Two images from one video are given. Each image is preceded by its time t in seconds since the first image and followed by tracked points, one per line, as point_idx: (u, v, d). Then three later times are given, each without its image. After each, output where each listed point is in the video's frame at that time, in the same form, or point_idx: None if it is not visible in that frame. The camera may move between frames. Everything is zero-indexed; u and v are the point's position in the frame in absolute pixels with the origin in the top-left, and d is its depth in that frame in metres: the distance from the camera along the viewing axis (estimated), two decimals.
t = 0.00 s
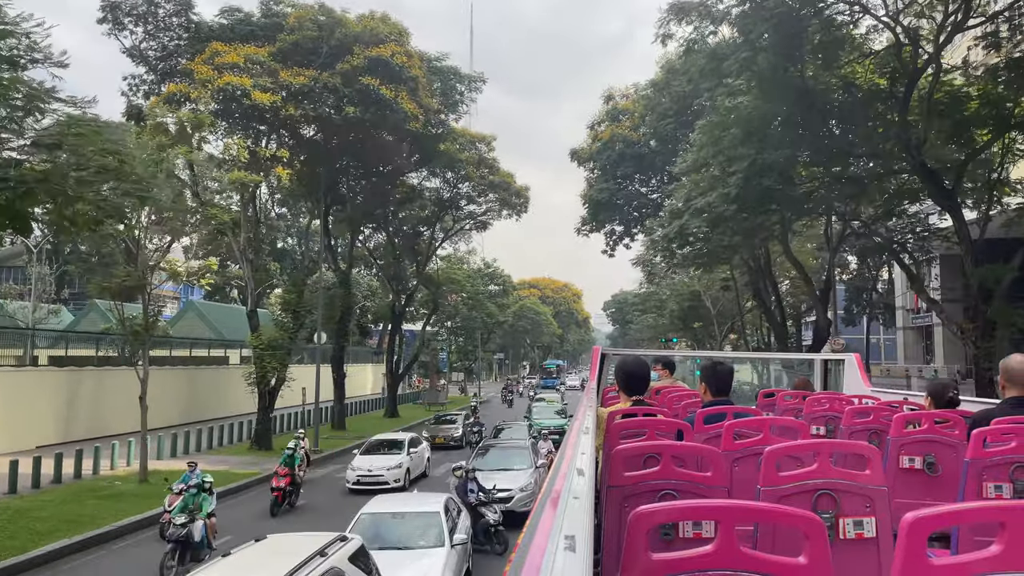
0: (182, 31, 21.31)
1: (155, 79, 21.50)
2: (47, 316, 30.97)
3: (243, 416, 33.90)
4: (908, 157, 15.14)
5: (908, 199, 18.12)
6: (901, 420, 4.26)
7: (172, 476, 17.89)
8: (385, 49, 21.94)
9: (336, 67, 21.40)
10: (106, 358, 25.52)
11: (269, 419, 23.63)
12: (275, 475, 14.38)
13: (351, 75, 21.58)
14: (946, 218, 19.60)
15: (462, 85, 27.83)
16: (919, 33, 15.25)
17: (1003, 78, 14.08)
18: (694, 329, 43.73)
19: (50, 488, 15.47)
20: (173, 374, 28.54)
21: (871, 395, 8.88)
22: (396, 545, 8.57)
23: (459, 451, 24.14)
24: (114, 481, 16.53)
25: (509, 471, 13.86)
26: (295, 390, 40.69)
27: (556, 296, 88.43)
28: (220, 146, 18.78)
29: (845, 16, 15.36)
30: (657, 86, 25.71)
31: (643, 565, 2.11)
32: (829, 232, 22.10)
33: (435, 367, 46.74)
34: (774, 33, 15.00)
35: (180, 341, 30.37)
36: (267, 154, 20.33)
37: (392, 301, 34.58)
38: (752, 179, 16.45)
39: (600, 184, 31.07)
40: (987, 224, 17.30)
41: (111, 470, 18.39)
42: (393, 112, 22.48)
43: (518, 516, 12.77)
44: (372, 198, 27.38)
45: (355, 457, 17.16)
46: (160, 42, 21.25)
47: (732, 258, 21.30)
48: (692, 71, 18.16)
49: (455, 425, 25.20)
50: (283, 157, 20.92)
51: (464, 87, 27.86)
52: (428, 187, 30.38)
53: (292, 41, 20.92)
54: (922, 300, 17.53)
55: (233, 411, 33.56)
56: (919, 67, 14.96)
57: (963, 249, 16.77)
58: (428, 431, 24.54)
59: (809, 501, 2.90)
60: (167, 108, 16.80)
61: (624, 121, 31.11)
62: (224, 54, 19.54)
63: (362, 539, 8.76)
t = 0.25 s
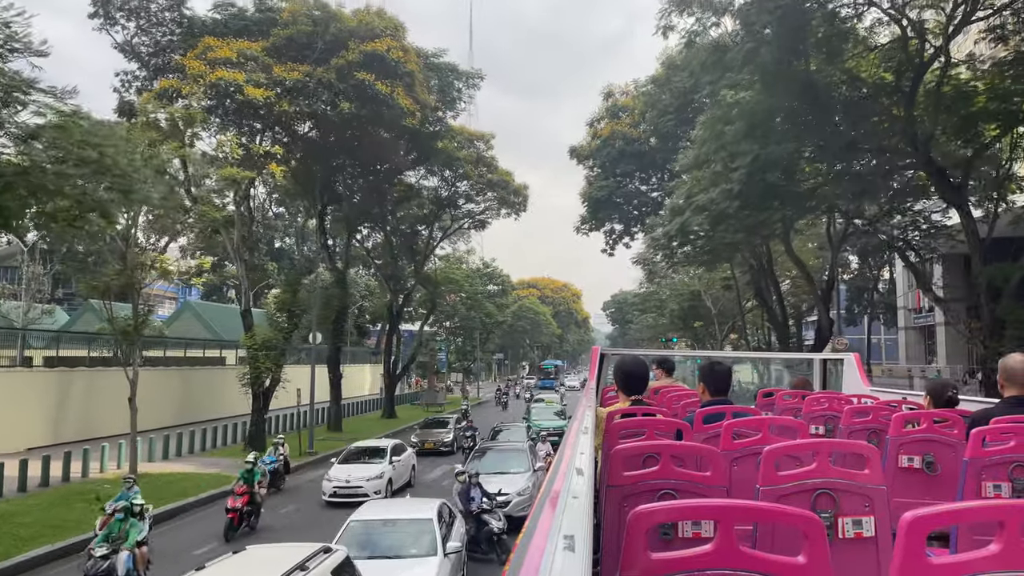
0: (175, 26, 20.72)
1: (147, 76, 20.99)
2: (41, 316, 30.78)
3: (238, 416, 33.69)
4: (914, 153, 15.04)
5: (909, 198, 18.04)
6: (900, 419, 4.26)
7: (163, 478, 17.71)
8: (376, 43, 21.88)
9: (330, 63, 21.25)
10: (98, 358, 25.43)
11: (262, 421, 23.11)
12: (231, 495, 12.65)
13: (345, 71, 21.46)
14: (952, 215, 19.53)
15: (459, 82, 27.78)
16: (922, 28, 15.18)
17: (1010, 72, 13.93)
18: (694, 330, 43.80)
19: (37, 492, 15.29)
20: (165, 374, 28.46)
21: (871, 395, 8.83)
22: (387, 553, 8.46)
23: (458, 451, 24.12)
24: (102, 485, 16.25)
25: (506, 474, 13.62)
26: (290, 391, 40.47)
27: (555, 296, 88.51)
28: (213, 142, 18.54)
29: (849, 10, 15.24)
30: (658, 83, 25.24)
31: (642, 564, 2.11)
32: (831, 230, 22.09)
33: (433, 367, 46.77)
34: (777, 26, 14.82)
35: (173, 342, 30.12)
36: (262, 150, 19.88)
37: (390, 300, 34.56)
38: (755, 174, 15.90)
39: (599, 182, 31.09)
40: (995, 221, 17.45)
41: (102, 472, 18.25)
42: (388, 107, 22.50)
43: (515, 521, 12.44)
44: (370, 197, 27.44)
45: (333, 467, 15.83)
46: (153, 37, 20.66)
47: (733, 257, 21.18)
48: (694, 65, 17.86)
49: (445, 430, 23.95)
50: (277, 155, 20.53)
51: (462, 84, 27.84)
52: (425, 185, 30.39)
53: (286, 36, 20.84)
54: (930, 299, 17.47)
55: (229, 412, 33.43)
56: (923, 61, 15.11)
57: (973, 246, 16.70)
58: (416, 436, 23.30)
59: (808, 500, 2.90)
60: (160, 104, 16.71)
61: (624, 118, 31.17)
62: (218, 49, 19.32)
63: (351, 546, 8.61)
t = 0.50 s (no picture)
0: (167, 20, 20.59)
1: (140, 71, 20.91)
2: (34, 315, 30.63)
3: (231, 417, 33.49)
4: (918, 150, 14.92)
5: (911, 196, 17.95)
6: (899, 419, 4.26)
7: (152, 480, 17.51)
8: (373, 36, 21.64)
9: (325, 57, 20.99)
10: (90, 358, 25.30)
11: (255, 422, 23.18)
12: (172, 519, 10.60)
13: (340, 65, 21.13)
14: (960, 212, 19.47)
15: (457, 78, 27.65)
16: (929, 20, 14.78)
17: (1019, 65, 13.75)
18: (694, 329, 43.88)
19: (23, 495, 15.09)
20: (159, 374, 28.36)
21: (870, 394, 8.79)
22: (377, 561, 8.20)
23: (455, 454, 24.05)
24: (90, 487, 15.96)
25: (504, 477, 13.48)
26: (285, 390, 40.28)
27: (554, 296, 88.55)
28: (205, 138, 18.44)
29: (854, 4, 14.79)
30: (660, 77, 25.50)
31: (641, 564, 2.11)
32: (833, 228, 22.08)
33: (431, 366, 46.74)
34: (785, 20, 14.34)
35: (167, 341, 29.96)
36: (255, 146, 19.90)
37: (387, 299, 34.52)
38: (759, 169, 15.64)
39: (598, 180, 31.10)
40: (1005, 217, 17.41)
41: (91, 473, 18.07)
42: (384, 101, 22.22)
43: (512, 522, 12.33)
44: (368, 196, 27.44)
45: (307, 474, 14.38)
46: (145, 32, 20.46)
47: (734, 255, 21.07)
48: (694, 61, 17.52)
49: (435, 436, 22.66)
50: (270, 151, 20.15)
51: (460, 81, 27.77)
52: (423, 183, 30.40)
53: (281, 30, 20.67)
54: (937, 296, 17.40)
55: (223, 413, 33.25)
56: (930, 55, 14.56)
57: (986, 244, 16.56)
58: (403, 441, 21.97)
59: (808, 500, 2.90)
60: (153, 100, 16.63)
61: (624, 114, 31.21)
62: (210, 42, 19.22)
63: (340, 554, 8.32)
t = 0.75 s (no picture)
0: (160, 16, 20.50)
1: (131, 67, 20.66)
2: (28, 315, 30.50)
3: (226, 419, 33.34)
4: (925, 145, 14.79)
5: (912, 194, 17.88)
6: (898, 420, 4.26)
7: (142, 483, 17.34)
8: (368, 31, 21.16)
9: (320, 52, 20.63)
10: (81, 359, 25.16)
11: (249, 424, 23.32)
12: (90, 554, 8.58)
13: (335, 58, 20.84)
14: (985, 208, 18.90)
15: (455, 75, 27.46)
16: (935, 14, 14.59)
17: None
18: (694, 330, 43.84)
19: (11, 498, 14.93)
20: (152, 375, 28.31)
21: (869, 395, 8.76)
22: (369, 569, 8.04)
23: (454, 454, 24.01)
24: (77, 491, 15.71)
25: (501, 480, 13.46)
26: (279, 392, 40.12)
27: (554, 296, 88.55)
28: (199, 133, 18.62)
29: None
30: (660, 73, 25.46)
31: (640, 566, 2.10)
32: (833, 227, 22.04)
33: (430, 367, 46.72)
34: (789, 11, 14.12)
35: (162, 342, 29.88)
36: (249, 143, 19.60)
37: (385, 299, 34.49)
38: (764, 164, 15.46)
39: (598, 178, 31.09)
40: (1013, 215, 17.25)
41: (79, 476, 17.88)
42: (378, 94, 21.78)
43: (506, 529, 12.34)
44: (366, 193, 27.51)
45: (276, 488, 13.07)
46: (137, 27, 20.31)
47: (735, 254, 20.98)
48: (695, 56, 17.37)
49: (423, 442, 21.54)
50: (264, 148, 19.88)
51: (458, 78, 27.51)
52: (421, 182, 30.38)
53: (274, 24, 20.31)
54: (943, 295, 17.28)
55: (218, 414, 33.11)
56: (937, 49, 14.58)
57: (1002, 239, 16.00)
58: (389, 447, 20.94)
59: (806, 500, 2.90)
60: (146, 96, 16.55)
61: (623, 111, 31.27)
62: (201, 37, 18.84)
63: (331, 562, 8.15)
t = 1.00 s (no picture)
0: (153, 10, 20.41)
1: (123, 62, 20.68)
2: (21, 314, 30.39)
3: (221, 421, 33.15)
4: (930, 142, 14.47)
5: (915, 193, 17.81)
6: (897, 420, 4.26)
7: (131, 487, 17.18)
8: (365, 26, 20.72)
9: (315, 47, 20.29)
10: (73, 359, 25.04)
11: (243, 425, 23.34)
12: None
13: (332, 53, 20.43)
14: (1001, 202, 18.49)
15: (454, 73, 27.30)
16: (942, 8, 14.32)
17: None
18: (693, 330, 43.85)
19: None
20: (146, 376, 28.20)
21: (868, 395, 8.76)
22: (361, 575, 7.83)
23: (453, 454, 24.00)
24: (63, 494, 15.70)
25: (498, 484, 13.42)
26: (273, 392, 40.01)
27: (553, 296, 88.60)
28: (191, 130, 19.33)
29: None
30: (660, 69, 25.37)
31: (639, 565, 2.11)
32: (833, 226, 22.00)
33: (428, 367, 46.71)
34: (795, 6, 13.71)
35: (156, 342, 29.79)
36: (242, 139, 20.23)
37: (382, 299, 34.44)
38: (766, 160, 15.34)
39: (598, 176, 31.04)
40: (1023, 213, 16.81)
41: (65, 480, 17.70)
42: (374, 91, 21.36)
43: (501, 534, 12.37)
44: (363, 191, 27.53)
45: (240, 502, 12.10)
46: (129, 22, 20.33)
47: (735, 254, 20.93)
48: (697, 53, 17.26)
49: (410, 448, 20.42)
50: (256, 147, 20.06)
51: (456, 75, 27.30)
52: (418, 180, 30.35)
53: (269, 18, 20.05)
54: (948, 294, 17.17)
55: (213, 416, 32.95)
56: (945, 44, 14.25)
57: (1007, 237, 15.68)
58: (373, 454, 19.80)
59: (806, 500, 2.90)
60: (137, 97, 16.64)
61: (623, 109, 31.27)
62: (194, 31, 18.86)
63: (322, 569, 7.92)
